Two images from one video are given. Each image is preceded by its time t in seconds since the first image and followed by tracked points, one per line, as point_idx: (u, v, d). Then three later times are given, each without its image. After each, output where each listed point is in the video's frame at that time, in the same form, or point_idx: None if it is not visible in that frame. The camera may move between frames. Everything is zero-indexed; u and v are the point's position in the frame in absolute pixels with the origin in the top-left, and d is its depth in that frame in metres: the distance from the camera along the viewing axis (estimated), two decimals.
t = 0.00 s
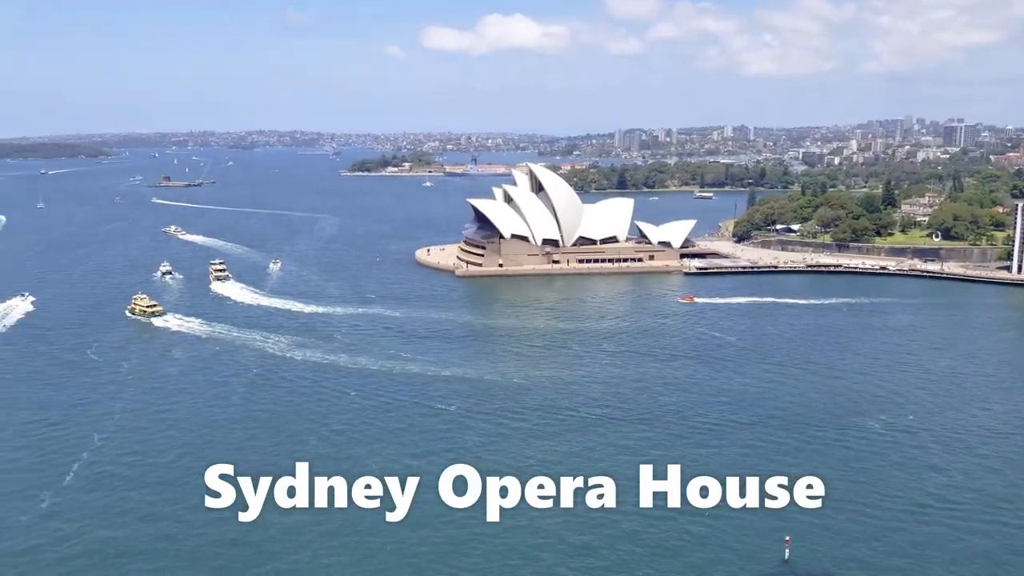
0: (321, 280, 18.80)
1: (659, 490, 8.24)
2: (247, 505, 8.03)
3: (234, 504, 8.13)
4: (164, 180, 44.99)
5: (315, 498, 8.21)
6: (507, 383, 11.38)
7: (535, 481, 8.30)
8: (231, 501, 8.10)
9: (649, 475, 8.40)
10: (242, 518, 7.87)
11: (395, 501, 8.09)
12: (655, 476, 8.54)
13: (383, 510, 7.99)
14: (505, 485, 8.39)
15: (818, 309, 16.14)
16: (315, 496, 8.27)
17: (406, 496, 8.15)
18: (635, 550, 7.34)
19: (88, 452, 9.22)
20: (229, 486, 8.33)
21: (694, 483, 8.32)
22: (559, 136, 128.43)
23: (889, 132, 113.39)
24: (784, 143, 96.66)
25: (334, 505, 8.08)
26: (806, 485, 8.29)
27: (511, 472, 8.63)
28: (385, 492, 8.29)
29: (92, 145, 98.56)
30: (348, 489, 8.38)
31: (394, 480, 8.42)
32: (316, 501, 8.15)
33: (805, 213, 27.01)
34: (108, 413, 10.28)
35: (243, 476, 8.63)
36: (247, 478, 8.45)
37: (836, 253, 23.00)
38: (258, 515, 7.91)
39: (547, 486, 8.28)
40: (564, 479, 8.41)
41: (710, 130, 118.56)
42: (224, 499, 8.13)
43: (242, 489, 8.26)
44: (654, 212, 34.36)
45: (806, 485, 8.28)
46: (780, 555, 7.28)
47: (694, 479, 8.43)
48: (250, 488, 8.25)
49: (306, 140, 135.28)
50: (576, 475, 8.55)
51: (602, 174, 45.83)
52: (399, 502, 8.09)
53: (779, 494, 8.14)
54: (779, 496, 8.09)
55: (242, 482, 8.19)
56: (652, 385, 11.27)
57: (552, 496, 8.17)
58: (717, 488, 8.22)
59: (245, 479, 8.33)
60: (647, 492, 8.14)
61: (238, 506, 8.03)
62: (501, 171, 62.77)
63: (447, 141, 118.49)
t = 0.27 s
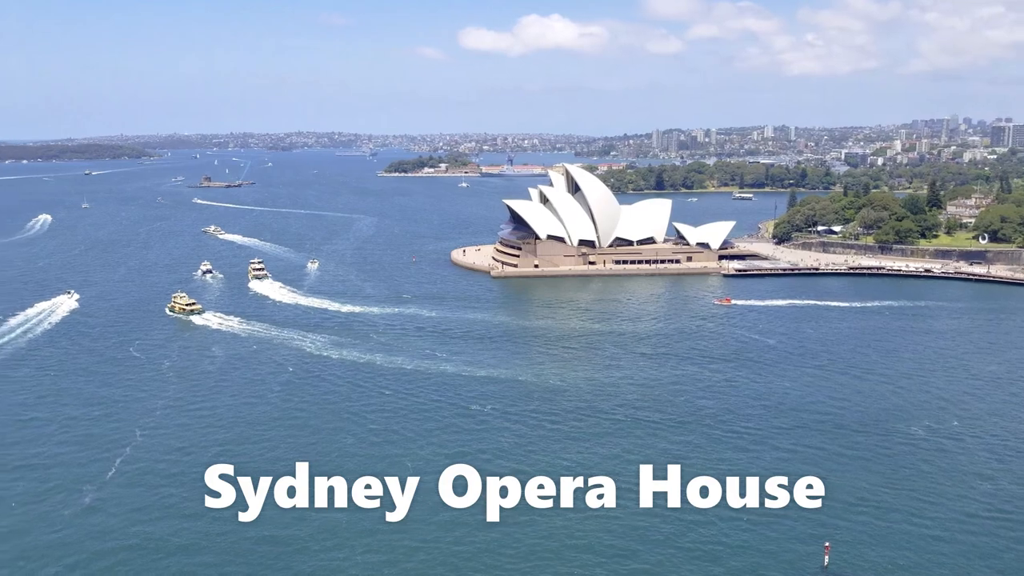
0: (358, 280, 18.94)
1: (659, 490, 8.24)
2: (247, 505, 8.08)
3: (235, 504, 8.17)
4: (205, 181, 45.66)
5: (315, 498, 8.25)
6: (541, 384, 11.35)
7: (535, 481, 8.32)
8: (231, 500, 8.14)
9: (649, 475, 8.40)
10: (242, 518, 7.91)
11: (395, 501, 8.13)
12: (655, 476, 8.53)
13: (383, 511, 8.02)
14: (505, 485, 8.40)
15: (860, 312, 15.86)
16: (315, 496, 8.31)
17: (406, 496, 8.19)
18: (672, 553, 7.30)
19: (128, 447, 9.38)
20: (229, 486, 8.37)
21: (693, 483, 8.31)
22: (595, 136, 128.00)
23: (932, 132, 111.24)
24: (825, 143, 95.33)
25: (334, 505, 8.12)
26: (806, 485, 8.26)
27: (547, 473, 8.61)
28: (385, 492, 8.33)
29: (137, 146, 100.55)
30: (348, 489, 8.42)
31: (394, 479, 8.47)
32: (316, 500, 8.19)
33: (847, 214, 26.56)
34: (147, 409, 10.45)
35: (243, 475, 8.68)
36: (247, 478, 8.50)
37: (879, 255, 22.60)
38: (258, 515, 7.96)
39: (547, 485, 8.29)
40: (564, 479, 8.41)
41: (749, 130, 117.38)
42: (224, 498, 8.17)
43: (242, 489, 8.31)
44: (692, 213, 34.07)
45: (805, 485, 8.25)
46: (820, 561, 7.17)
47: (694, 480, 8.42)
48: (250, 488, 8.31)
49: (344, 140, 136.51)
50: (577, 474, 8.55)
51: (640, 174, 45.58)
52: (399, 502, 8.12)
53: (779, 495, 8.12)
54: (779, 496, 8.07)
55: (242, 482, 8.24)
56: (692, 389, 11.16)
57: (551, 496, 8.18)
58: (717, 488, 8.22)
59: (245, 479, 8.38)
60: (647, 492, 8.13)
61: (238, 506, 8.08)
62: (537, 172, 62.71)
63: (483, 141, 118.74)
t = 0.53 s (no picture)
0: (385, 279, 19.00)
1: (659, 490, 8.20)
2: (247, 505, 8.06)
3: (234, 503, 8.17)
4: (235, 180, 46.04)
5: (315, 498, 8.24)
6: (567, 385, 11.30)
7: (535, 481, 8.31)
8: (231, 500, 8.13)
9: (649, 474, 8.37)
10: (242, 518, 7.90)
11: (394, 501, 8.11)
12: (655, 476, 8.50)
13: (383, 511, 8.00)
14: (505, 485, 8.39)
15: (892, 314, 15.60)
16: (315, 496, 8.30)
17: (406, 496, 8.19)
18: (701, 556, 7.21)
19: (157, 443, 9.46)
20: (229, 486, 8.37)
21: (693, 483, 8.27)
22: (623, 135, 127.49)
23: (968, 132, 109.45)
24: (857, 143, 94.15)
25: (334, 505, 8.11)
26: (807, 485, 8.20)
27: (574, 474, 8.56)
28: (385, 492, 8.31)
29: (168, 146, 101.75)
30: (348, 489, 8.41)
31: (394, 479, 8.47)
32: (316, 500, 8.18)
33: (880, 215, 26.17)
34: (176, 406, 10.54)
35: (243, 475, 8.66)
36: (247, 478, 8.49)
37: (912, 256, 22.25)
38: (258, 514, 7.95)
39: (547, 486, 8.28)
40: (564, 479, 8.38)
41: (779, 130, 116.26)
42: (223, 499, 8.16)
43: (241, 489, 8.30)
44: (721, 213, 33.79)
45: (805, 484, 8.18)
46: (851, 564, 7.06)
47: (694, 479, 8.38)
48: (250, 488, 8.30)
49: (372, 140, 137.25)
50: (577, 474, 8.52)
51: (669, 174, 45.32)
52: (399, 502, 8.11)
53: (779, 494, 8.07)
54: (779, 496, 8.02)
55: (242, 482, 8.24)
56: (720, 390, 11.03)
57: (551, 496, 8.16)
58: (717, 489, 8.18)
59: (245, 479, 8.38)
60: (647, 492, 8.09)
61: (238, 506, 8.07)
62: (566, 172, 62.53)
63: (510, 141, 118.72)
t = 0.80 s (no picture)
0: (415, 276, 19.05)
1: (660, 489, 8.17)
2: (247, 505, 8.06)
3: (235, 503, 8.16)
4: (268, 177, 46.47)
5: (315, 498, 8.23)
6: (595, 383, 11.22)
7: (535, 482, 8.29)
8: (231, 500, 8.13)
9: (649, 474, 8.35)
10: (242, 518, 7.89)
11: (394, 501, 8.10)
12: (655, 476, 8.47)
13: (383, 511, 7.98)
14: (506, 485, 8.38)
15: (929, 315, 15.30)
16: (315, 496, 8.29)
17: (406, 496, 8.18)
18: (729, 559, 7.11)
19: (187, 438, 9.57)
20: (229, 486, 8.37)
21: (693, 483, 8.24)
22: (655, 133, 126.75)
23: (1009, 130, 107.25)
24: (894, 141, 92.68)
25: (334, 505, 8.09)
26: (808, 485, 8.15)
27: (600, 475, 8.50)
28: (385, 491, 8.30)
29: (203, 143, 102.95)
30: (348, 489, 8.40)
31: (394, 479, 8.47)
32: (316, 500, 8.17)
33: (916, 213, 25.70)
34: (207, 401, 10.66)
35: (243, 475, 8.65)
36: (247, 478, 8.49)
37: (949, 256, 21.82)
38: (258, 514, 7.95)
39: (547, 485, 8.27)
40: (564, 479, 8.38)
41: (814, 128, 114.86)
42: (224, 499, 8.15)
43: (242, 489, 8.30)
44: (754, 212, 33.43)
45: (806, 484, 8.13)
46: (883, 568, 6.94)
47: (694, 479, 8.35)
48: (250, 488, 8.31)
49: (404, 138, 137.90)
50: (577, 474, 8.49)
51: (702, 172, 44.94)
52: (399, 502, 8.10)
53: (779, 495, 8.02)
54: (779, 496, 7.97)
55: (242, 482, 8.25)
56: (751, 391, 10.89)
57: (551, 496, 8.14)
58: (717, 489, 8.15)
59: (245, 479, 8.39)
60: (647, 492, 8.06)
61: (238, 506, 8.07)
62: (598, 170, 62.28)
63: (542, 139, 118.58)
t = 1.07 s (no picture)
0: (435, 274, 19.06)
1: (660, 489, 8.17)
2: (246, 505, 8.03)
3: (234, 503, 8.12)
4: (291, 175, 46.74)
5: (315, 498, 8.18)
6: (615, 384, 11.16)
7: (535, 481, 8.29)
8: (231, 500, 8.09)
9: (648, 475, 8.36)
10: (242, 518, 7.84)
11: (394, 501, 8.06)
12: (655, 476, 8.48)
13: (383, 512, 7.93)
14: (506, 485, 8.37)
15: (955, 319, 15.08)
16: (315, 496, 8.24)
17: (406, 496, 8.15)
18: (748, 564, 7.04)
19: (206, 433, 9.62)
20: (229, 486, 8.33)
21: (693, 483, 8.24)
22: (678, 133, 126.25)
23: None
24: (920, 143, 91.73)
25: (334, 505, 8.04)
26: (807, 486, 8.16)
27: (619, 477, 8.45)
28: (385, 492, 8.26)
29: (227, 140, 103.68)
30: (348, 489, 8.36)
31: (394, 479, 8.45)
32: (316, 500, 8.12)
33: (943, 216, 25.39)
34: (226, 397, 10.71)
35: (243, 475, 8.59)
36: (247, 479, 8.45)
37: (976, 259, 21.53)
38: (257, 514, 7.90)
39: (546, 485, 8.26)
40: (564, 478, 8.37)
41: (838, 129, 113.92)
42: (223, 499, 8.11)
43: (241, 489, 8.27)
44: (777, 213, 33.19)
45: (805, 485, 8.14)
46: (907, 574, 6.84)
47: (694, 479, 8.35)
48: (249, 488, 8.27)
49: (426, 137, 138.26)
50: (577, 474, 8.48)
51: (724, 173, 44.70)
52: (399, 502, 8.07)
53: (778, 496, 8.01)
54: (779, 496, 7.98)
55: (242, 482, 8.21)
56: (772, 395, 10.77)
57: (551, 496, 8.13)
58: (717, 488, 8.15)
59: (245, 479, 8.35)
60: (647, 492, 8.06)
61: (238, 506, 8.02)
62: (619, 171, 62.10)
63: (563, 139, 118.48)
